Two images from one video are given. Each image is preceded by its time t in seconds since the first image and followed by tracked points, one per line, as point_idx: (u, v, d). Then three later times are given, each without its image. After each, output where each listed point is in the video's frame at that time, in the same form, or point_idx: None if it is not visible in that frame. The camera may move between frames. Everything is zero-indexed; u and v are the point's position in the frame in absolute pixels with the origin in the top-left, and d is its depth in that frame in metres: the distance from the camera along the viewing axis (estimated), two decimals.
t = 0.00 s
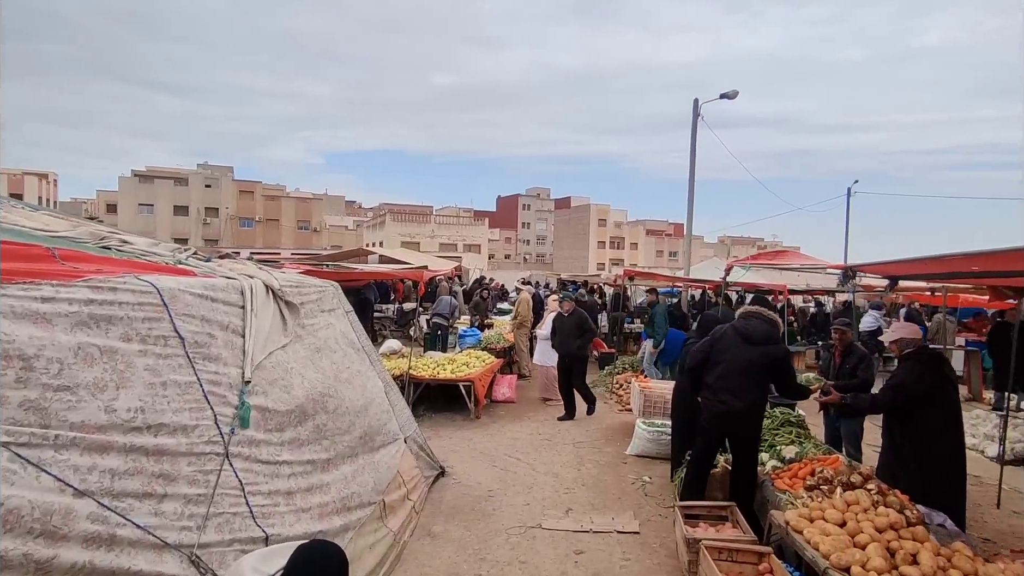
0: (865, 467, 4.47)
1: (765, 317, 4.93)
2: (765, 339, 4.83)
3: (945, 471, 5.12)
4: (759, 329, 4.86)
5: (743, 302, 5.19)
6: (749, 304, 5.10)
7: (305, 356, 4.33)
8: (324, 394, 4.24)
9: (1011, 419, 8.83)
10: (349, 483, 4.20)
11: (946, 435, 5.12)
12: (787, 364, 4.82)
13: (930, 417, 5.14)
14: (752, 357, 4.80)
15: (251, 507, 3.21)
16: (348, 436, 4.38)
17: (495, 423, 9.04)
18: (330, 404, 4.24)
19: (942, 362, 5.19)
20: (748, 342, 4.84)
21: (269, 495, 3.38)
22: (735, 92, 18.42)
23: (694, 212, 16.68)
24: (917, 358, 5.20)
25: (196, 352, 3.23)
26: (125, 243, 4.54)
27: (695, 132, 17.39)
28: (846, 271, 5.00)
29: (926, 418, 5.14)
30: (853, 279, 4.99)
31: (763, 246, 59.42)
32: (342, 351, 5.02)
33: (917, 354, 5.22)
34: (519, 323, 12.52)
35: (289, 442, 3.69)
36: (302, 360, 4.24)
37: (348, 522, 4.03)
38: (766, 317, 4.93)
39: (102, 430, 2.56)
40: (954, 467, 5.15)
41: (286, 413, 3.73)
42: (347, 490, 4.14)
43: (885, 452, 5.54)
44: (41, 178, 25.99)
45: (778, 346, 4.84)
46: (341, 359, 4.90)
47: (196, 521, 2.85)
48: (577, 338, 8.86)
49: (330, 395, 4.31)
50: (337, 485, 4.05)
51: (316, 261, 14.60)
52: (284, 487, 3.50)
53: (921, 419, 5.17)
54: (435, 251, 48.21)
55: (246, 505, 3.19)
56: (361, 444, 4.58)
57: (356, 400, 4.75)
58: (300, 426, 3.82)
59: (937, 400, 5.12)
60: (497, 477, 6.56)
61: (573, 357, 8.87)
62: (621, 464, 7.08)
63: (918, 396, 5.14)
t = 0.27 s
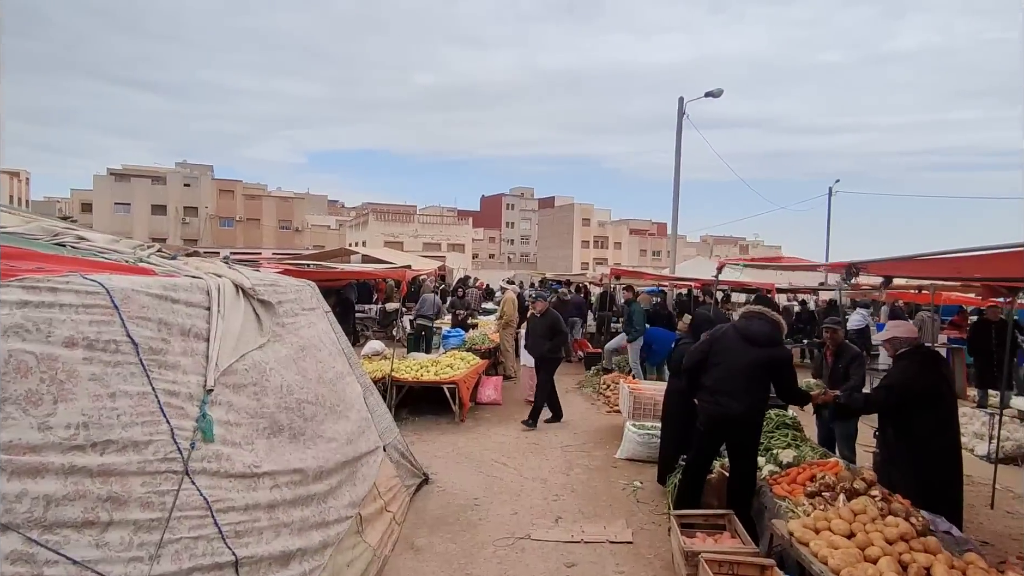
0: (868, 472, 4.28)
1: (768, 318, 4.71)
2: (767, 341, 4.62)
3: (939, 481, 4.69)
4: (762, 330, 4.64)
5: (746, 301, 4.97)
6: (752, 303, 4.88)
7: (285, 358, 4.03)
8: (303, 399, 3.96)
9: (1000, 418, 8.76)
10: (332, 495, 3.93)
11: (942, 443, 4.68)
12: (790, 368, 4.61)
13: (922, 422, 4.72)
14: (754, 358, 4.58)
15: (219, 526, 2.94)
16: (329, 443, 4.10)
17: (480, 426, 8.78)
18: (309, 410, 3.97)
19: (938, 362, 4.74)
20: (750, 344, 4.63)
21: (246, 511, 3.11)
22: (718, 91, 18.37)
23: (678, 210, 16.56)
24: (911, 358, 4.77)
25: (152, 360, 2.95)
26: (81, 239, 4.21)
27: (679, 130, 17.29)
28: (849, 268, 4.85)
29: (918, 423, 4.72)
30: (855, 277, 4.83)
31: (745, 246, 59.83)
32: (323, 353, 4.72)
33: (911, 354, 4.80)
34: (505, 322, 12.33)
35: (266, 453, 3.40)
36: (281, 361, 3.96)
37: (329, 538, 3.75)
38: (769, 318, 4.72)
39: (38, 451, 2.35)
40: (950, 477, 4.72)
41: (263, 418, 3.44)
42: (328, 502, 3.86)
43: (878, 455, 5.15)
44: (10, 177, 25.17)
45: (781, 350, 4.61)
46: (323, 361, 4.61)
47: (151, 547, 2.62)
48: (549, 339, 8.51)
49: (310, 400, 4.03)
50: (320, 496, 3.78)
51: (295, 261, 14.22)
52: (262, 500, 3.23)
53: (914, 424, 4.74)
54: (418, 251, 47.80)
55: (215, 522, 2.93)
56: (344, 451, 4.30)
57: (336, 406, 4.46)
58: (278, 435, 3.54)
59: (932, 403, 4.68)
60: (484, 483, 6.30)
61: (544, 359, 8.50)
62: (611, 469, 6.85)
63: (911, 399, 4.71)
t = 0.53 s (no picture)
0: (874, 484, 4.09)
1: (769, 322, 4.51)
2: (769, 347, 4.41)
3: (941, 497, 4.30)
4: (763, 335, 4.43)
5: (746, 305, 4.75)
6: (752, 307, 4.67)
7: (274, 360, 3.70)
8: (292, 401, 3.64)
9: (993, 421, 8.64)
10: (324, 508, 3.63)
11: (942, 456, 4.31)
12: (792, 375, 4.41)
13: (921, 432, 4.35)
14: (755, 365, 4.37)
15: (187, 555, 2.65)
16: (320, 450, 3.79)
17: (466, 432, 8.52)
18: (299, 414, 3.64)
19: (938, 368, 4.39)
20: (752, 350, 4.42)
21: (229, 531, 2.83)
22: (706, 90, 18.24)
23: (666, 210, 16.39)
24: (909, 363, 4.43)
25: (112, 372, 2.64)
26: (34, 241, 3.89)
27: (667, 130, 17.13)
28: (856, 270, 4.68)
29: (916, 433, 4.36)
30: (862, 280, 4.66)
31: (731, 246, 60.05)
32: (309, 355, 4.37)
33: (908, 359, 4.46)
34: (492, 324, 12.07)
35: (263, 463, 3.11)
36: (270, 359, 3.65)
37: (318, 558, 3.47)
38: (770, 323, 4.52)
39: None
40: (954, 493, 4.32)
41: (250, 423, 3.12)
42: (320, 515, 3.58)
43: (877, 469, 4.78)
44: None
45: (782, 355, 4.43)
46: (309, 364, 4.26)
47: None
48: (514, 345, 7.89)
49: (299, 404, 3.69)
50: (313, 509, 3.49)
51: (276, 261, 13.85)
52: (251, 517, 2.95)
53: (912, 434, 4.38)
54: (405, 251, 47.40)
55: (185, 549, 2.65)
56: (334, 459, 3.98)
57: (325, 412, 4.13)
58: (272, 442, 3.25)
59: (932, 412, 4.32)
60: (470, 494, 6.04)
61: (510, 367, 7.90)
62: (603, 477, 6.62)
63: (908, 407, 4.36)
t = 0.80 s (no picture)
0: (875, 491, 3.94)
1: (765, 323, 4.37)
2: (764, 348, 4.26)
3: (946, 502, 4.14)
4: (759, 337, 4.27)
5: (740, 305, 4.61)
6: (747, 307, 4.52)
7: (249, 361, 3.42)
8: (272, 404, 3.34)
9: (987, 422, 8.56)
10: (313, 514, 3.36)
11: (945, 461, 4.16)
12: (789, 378, 4.26)
13: (921, 436, 4.22)
14: (750, 368, 4.22)
15: (159, 570, 2.46)
16: (308, 454, 3.49)
17: (455, 435, 8.32)
18: (280, 417, 3.35)
19: (939, 369, 4.24)
20: (746, 351, 4.26)
21: (203, 543, 2.63)
22: (698, 90, 18.14)
23: (657, 210, 16.33)
24: (907, 365, 4.29)
25: (65, 377, 2.42)
26: None
27: (659, 129, 17.00)
28: (858, 270, 4.54)
29: (917, 437, 4.22)
30: (864, 280, 4.52)
31: (721, 246, 60.19)
32: (289, 356, 4.07)
33: (908, 360, 4.32)
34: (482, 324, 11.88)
35: (237, 469, 2.88)
36: (244, 361, 3.37)
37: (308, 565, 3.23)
38: (766, 323, 4.37)
39: None
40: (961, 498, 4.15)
41: (222, 431, 2.90)
42: (311, 521, 3.33)
43: (878, 473, 4.67)
44: None
45: (779, 356, 4.28)
46: (290, 365, 3.95)
47: None
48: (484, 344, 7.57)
49: (280, 407, 3.40)
50: (301, 515, 3.24)
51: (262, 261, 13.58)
52: (228, 526, 2.75)
53: (912, 438, 4.25)
54: (395, 251, 47.09)
55: (155, 564, 2.45)
56: (326, 462, 3.69)
57: (311, 412, 3.81)
58: (248, 448, 3.00)
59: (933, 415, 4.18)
60: (458, 501, 5.84)
61: (478, 368, 7.65)
62: (594, 482, 6.44)
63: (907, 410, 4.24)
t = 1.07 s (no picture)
0: (874, 499, 3.78)
1: (751, 324, 4.21)
2: (750, 350, 4.10)
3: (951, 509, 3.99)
4: (744, 337, 4.12)
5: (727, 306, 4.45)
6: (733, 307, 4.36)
7: (214, 366, 3.20)
8: (237, 413, 3.13)
9: (982, 425, 8.44)
10: (279, 527, 3.17)
11: (951, 466, 4.00)
12: (777, 380, 4.10)
13: (927, 441, 4.06)
14: (736, 370, 4.06)
15: None
16: (276, 465, 3.29)
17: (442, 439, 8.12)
18: (244, 426, 3.14)
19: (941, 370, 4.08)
20: (731, 353, 4.10)
21: (151, 563, 2.46)
22: (690, 89, 18.02)
23: (650, 210, 16.19)
24: (908, 366, 4.14)
25: None
26: None
27: (652, 128, 16.86)
28: (857, 268, 4.40)
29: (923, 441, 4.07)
30: (863, 278, 4.38)
31: (714, 247, 60.22)
32: (261, 359, 3.84)
33: (908, 362, 4.17)
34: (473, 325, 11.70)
35: (192, 482, 2.71)
36: (210, 366, 3.16)
37: None
38: (752, 323, 4.20)
39: None
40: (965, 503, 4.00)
41: (178, 442, 2.72)
42: (277, 534, 3.14)
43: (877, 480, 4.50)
44: None
45: (765, 358, 4.11)
46: (261, 369, 3.71)
47: None
48: (448, 348, 7.29)
49: (246, 415, 3.19)
50: (264, 528, 3.05)
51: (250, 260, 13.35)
52: (179, 544, 2.58)
53: (918, 443, 4.09)
54: (387, 251, 46.84)
55: None
56: (297, 471, 3.48)
57: (282, 419, 3.59)
58: (205, 459, 2.82)
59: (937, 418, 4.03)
60: (444, 508, 5.65)
61: (443, 374, 7.35)
62: (584, 487, 6.26)
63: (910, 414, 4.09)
